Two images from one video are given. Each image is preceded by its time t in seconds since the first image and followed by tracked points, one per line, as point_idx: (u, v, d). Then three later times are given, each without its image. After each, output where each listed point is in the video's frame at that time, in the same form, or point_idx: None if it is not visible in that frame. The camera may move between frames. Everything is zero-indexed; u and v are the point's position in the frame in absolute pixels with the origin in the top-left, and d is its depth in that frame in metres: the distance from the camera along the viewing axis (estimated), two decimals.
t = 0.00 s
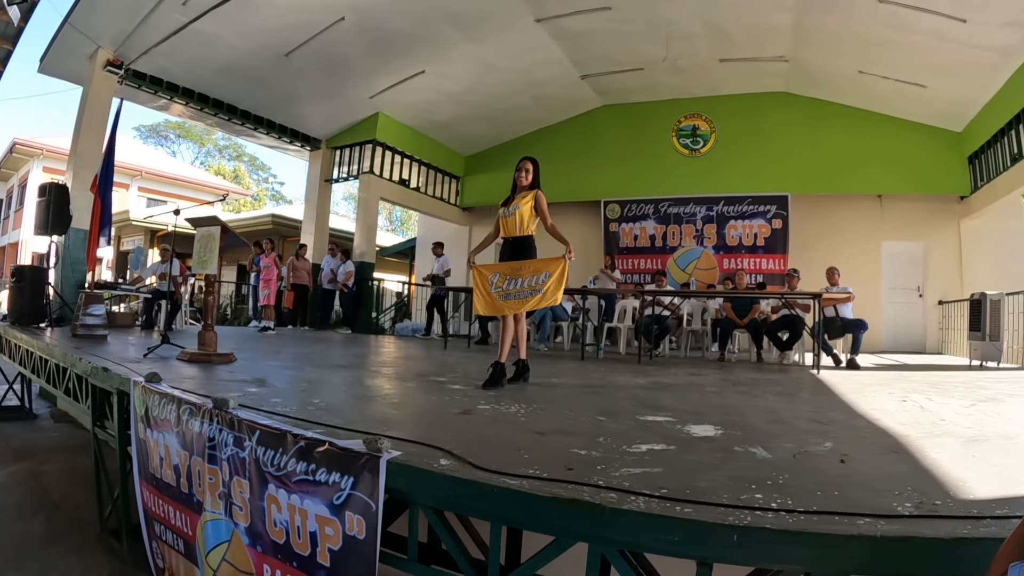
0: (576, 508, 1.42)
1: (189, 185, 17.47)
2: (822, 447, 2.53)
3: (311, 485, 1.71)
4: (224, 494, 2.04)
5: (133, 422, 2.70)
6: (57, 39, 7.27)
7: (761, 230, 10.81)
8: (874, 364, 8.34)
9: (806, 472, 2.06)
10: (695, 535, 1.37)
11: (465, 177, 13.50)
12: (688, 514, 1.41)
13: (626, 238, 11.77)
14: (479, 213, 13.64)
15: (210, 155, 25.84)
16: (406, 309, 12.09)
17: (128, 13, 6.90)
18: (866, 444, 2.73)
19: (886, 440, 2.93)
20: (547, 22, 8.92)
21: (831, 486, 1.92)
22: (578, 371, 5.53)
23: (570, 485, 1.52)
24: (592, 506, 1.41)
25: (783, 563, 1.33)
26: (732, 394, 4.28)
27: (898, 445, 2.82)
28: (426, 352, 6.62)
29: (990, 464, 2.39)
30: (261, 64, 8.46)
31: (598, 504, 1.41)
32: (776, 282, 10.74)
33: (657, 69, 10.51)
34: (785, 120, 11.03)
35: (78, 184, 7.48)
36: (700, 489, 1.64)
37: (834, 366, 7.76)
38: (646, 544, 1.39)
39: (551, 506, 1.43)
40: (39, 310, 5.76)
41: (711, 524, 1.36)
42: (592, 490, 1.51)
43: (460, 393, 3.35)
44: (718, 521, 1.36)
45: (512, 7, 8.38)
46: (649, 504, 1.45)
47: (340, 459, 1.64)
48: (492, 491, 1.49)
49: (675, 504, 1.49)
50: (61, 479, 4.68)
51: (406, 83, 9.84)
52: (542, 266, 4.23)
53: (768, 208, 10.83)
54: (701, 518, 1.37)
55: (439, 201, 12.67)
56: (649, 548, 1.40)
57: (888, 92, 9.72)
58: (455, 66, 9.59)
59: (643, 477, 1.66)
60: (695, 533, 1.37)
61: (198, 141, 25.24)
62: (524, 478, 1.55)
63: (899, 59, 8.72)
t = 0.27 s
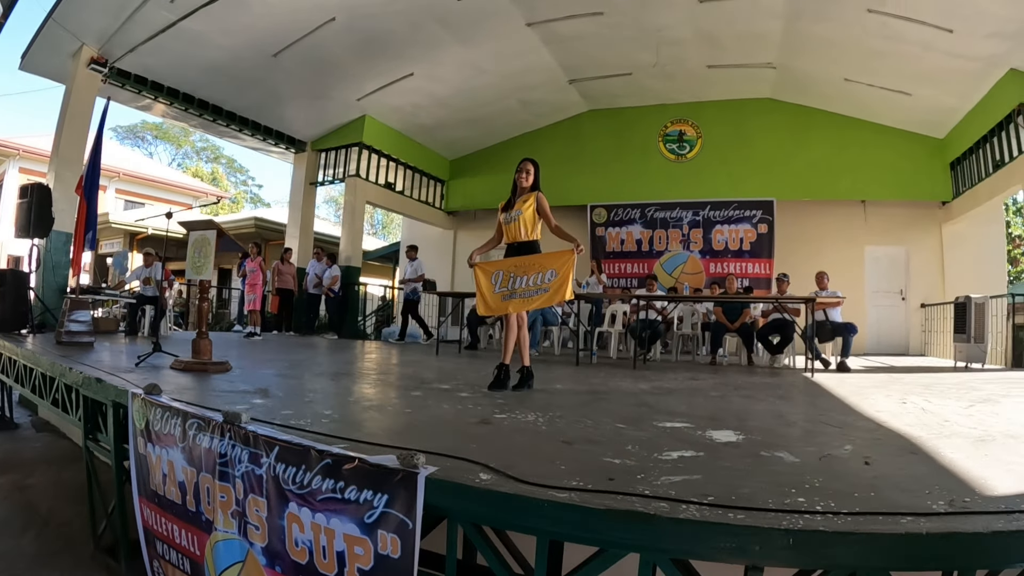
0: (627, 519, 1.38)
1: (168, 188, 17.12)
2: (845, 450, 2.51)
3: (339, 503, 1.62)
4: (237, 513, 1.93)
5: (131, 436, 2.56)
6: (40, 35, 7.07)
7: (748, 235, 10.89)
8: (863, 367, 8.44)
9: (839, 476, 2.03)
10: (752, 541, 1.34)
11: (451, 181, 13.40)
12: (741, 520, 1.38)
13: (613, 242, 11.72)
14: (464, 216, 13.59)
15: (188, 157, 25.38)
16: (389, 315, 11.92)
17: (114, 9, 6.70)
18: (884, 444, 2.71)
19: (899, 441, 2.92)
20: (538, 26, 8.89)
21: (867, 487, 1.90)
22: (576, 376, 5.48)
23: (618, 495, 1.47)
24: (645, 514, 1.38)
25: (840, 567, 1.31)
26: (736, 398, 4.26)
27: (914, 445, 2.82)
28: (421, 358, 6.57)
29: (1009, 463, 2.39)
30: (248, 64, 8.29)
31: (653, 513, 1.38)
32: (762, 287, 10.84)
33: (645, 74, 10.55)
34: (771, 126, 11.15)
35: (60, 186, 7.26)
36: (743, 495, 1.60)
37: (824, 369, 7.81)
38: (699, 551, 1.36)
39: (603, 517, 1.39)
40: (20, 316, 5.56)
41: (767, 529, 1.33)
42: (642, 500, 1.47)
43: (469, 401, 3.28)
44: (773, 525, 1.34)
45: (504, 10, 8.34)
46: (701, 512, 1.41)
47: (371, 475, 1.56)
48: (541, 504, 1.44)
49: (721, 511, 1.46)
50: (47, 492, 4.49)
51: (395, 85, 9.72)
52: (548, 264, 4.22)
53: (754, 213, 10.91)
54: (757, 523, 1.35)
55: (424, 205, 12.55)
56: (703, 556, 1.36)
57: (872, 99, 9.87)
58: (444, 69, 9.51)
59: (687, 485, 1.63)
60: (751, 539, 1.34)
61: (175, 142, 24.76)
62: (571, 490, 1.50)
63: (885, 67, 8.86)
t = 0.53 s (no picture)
0: (669, 520, 1.37)
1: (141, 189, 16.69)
2: (860, 449, 2.50)
3: (354, 517, 1.53)
4: (238, 529, 1.81)
5: (116, 448, 2.40)
6: (15, 26, 6.88)
7: (728, 237, 10.97)
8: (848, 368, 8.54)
9: (862, 475, 2.02)
10: (799, 540, 1.35)
11: (430, 183, 13.26)
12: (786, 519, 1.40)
13: (593, 246, 11.71)
14: (443, 219, 13.47)
15: (159, 158, 24.83)
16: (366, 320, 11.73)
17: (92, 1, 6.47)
18: (894, 441, 2.71)
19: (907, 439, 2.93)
20: (523, 27, 8.85)
21: (894, 485, 1.88)
22: (569, 380, 5.43)
23: (659, 500, 1.49)
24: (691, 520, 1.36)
25: (886, 561, 1.36)
26: (734, 399, 4.24)
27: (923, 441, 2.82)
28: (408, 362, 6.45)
29: (1020, 457, 2.41)
30: (228, 62, 8.09)
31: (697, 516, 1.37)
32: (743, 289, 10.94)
33: (628, 77, 10.58)
34: (753, 130, 11.28)
35: (34, 184, 7.03)
36: (775, 495, 1.65)
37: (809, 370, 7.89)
38: (748, 553, 1.34)
39: (647, 525, 1.37)
40: None
41: (813, 527, 1.35)
42: (684, 503, 1.50)
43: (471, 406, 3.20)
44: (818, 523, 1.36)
45: (489, 11, 8.27)
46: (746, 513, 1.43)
47: (391, 487, 1.47)
48: (580, 513, 1.40)
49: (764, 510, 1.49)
50: (21, 504, 4.28)
51: (376, 86, 9.58)
52: (543, 280, 4.18)
53: (734, 216, 11.00)
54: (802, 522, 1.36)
55: (405, 207, 12.41)
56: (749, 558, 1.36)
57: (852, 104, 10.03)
58: (426, 69, 9.41)
59: (721, 487, 1.69)
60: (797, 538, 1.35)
61: (146, 143, 24.21)
62: (606, 496, 1.48)
63: (864, 73, 9.01)
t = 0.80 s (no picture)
0: (727, 531, 1.34)
1: (105, 189, 16.09)
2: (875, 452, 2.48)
3: (370, 541, 1.40)
4: (234, 557, 1.65)
5: (90, 466, 2.19)
6: None
7: (704, 241, 11.07)
8: (828, 369, 8.65)
9: (890, 481, 1.97)
10: (855, 544, 1.35)
11: (402, 185, 13.04)
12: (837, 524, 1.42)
13: (568, 249, 11.66)
14: (415, 222, 13.27)
15: (124, 158, 24.05)
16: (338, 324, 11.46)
17: None
18: (905, 441, 2.69)
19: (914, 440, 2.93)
20: (503, 28, 8.77)
21: (926, 493, 1.85)
22: (557, 385, 5.34)
23: (704, 510, 1.49)
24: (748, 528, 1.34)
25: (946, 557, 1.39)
26: (729, 403, 4.21)
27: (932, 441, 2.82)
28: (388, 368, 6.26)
29: None
30: (200, 57, 7.80)
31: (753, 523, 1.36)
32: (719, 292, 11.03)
33: (605, 80, 10.58)
34: (729, 134, 11.41)
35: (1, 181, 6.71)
36: (812, 503, 1.67)
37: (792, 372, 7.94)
38: (808, 561, 1.34)
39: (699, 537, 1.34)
40: None
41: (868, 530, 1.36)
42: (733, 513, 1.50)
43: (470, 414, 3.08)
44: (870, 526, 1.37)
45: (470, 10, 8.17)
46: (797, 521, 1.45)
47: (412, 508, 1.35)
48: (627, 528, 1.34)
49: (811, 518, 1.51)
50: None
51: (351, 85, 9.38)
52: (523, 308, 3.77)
53: (710, 220, 11.09)
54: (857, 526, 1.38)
55: (377, 209, 12.17)
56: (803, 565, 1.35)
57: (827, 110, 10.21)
58: (403, 69, 9.25)
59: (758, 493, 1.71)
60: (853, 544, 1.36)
61: (111, 143, 23.39)
62: (649, 509, 1.44)
63: (840, 79, 9.18)
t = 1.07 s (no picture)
0: (782, 552, 1.28)
1: (62, 188, 15.36)
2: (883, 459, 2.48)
3: None
4: None
5: (68, 494, 2.01)
6: None
7: (674, 247, 11.20)
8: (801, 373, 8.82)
9: (915, 489, 1.95)
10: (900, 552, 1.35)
11: (370, 188, 12.79)
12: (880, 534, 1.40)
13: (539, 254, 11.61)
14: (382, 226, 13.04)
15: (81, 156, 23.07)
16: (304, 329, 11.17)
17: None
18: (910, 447, 2.70)
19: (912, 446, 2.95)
20: (479, 30, 8.71)
21: (950, 497, 1.85)
22: (543, 393, 5.27)
23: (752, 526, 1.42)
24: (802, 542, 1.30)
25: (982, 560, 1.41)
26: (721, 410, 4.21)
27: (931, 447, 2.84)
28: (365, 377, 6.08)
29: None
30: (168, 52, 7.49)
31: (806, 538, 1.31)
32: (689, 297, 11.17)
33: (578, 86, 10.63)
34: (700, 142, 11.58)
35: None
36: (851, 512, 1.61)
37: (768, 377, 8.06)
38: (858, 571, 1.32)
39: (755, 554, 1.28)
40: None
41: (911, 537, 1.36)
42: (778, 529, 1.44)
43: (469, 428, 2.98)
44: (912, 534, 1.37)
45: (449, 11, 8.07)
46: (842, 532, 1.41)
47: (450, 540, 1.25)
48: (684, 551, 1.28)
49: (856, 529, 1.45)
50: None
51: (321, 85, 9.16)
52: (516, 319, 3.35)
53: (680, 226, 11.22)
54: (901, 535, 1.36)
55: (343, 211, 11.90)
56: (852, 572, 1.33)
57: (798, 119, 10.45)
58: (377, 70, 9.09)
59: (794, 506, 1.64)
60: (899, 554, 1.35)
61: (68, 140, 22.37)
62: (700, 529, 1.38)
63: (811, 90, 9.42)
